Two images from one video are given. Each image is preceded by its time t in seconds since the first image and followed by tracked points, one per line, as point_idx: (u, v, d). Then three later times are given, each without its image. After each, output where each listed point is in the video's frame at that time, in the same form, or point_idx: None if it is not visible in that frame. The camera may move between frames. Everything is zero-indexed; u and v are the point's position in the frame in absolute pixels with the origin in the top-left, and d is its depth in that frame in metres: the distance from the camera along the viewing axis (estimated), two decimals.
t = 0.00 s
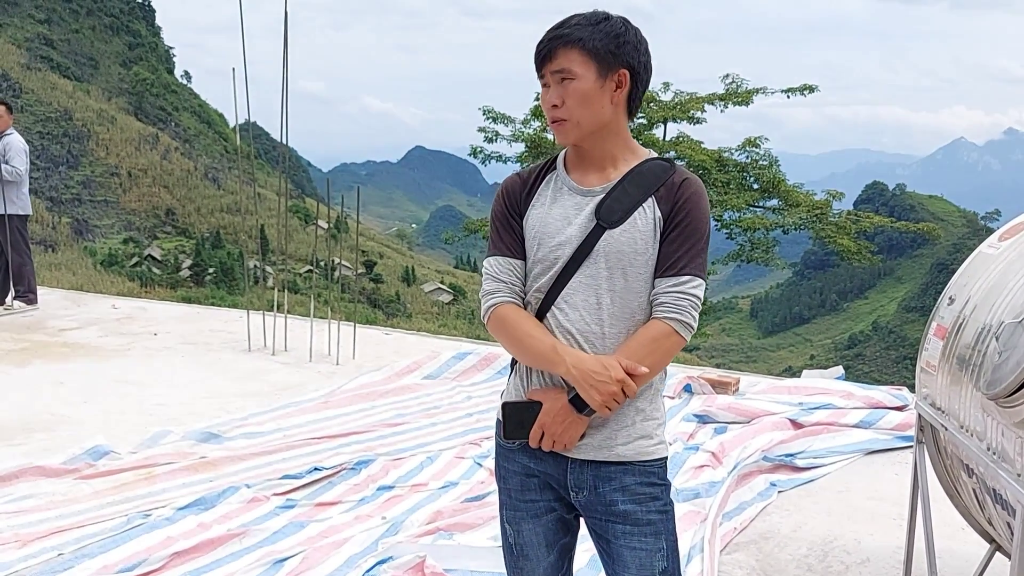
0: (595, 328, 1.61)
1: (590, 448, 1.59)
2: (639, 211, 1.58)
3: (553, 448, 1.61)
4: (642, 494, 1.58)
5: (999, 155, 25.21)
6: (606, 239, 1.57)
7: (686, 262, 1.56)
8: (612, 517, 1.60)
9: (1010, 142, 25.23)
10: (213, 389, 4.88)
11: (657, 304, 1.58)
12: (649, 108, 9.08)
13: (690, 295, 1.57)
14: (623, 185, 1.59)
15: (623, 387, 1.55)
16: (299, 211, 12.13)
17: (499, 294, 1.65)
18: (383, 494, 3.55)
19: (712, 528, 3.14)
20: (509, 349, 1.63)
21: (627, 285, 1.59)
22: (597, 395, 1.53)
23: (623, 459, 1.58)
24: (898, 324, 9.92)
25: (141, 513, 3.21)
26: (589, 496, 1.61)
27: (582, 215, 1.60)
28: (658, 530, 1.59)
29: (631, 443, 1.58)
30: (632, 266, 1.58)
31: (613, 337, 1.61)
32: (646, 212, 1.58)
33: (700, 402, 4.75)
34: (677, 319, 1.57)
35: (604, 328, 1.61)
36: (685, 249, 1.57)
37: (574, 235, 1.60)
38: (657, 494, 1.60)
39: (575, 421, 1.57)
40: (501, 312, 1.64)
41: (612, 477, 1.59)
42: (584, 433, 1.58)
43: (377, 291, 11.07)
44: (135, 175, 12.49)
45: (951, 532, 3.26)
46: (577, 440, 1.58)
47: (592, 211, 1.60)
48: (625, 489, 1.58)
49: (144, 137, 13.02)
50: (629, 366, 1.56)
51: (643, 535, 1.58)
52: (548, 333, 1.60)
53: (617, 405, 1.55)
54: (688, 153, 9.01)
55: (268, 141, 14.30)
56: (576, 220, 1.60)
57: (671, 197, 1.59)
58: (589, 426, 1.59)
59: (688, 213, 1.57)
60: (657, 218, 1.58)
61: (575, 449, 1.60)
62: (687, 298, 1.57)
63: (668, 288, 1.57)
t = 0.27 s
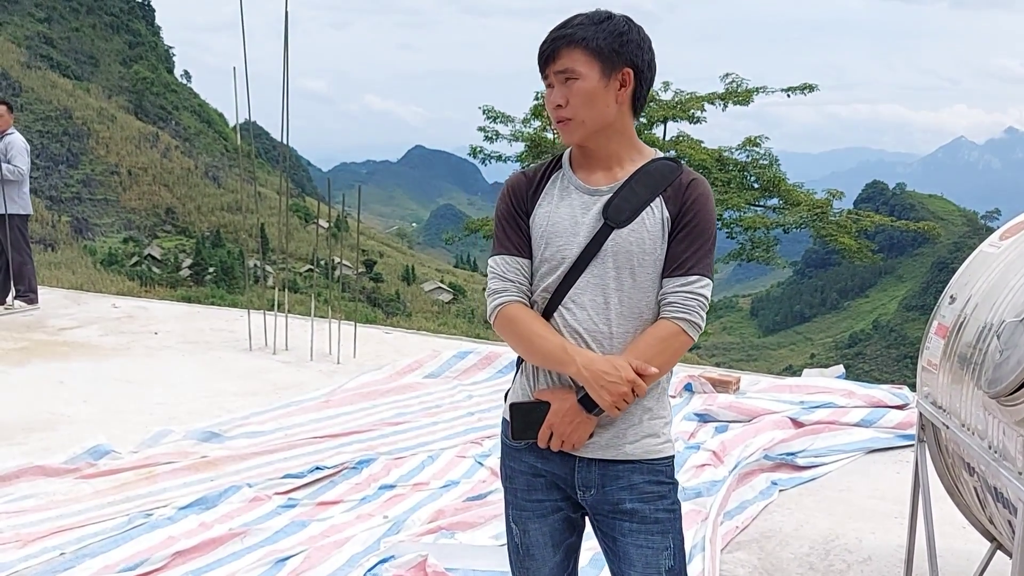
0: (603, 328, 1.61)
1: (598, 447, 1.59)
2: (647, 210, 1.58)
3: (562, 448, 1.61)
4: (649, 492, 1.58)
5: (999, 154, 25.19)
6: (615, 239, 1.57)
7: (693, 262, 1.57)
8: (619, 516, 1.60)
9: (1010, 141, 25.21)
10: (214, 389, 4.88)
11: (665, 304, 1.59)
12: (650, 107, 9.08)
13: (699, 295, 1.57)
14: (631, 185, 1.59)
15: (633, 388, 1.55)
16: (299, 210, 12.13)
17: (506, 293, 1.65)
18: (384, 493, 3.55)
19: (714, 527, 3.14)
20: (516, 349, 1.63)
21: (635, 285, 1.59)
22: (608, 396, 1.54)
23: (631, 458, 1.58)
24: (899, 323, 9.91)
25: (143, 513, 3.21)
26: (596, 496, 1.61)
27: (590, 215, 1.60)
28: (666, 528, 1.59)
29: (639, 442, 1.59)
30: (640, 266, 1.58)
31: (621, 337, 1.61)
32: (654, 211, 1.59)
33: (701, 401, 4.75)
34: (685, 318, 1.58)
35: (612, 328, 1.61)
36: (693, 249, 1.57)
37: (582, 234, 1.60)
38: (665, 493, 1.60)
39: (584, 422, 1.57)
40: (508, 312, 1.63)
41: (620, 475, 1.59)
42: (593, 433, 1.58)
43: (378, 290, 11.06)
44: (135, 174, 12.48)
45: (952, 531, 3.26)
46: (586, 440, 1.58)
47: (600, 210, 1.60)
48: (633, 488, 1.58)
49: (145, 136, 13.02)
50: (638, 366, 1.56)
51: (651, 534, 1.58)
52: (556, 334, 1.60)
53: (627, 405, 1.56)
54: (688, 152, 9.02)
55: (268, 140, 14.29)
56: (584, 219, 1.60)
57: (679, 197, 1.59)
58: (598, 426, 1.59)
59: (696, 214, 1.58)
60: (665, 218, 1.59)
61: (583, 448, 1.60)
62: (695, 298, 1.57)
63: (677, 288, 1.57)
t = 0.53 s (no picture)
0: (606, 327, 1.61)
1: (600, 446, 1.59)
2: (650, 210, 1.58)
3: (564, 447, 1.61)
4: (652, 491, 1.59)
5: (998, 155, 25.20)
6: (617, 238, 1.58)
7: (696, 261, 1.57)
8: (622, 515, 1.60)
9: (1009, 142, 25.22)
10: (214, 389, 4.88)
11: (667, 303, 1.59)
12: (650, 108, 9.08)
13: (701, 293, 1.57)
14: (634, 183, 1.59)
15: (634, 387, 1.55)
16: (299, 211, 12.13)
17: (509, 293, 1.65)
18: (384, 492, 3.55)
19: (714, 526, 3.14)
20: (518, 348, 1.63)
21: (638, 284, 1.59)
22: (609, 395, 1.54)
23: (633, 457, 1.58)
24: (898, 324, 9.91)
25: (143, 512, 3.21)
26: (599, 494, 1.61)
27: (593, 213, 1.60)
28: (669, 527, 1.59)
29: (641, 441, 1.59)
30: (643, 265, 1.58)
31: (623, 336, 1.62)
32: (657, 210, 1.59)
33: (701, 401, 4.75)
34: (687, 317, 1.58)
35: (614, 326, 1.61)
36: (694, 247, 1.57)
37: (585, 232, 1.60)
38: (668, 491, 1.60)
39: (586, 421, 1.57)
40: (512, 311, 1.64)
41: (623, 474, 1.59)
42: (595, 431, 1.59)
43: (377, 290, 11.06)
44: (135, 175, 12.48)
45: (951, 531, 3.26)
46: (588, 439, 1.59)
47: (602, 209, 1.60)
48: (635, 486, 1.58)
49: (144, 136, 13.03)
50: (641, 366, 1.56)
51: (653, 533, 1.58)
52: (558, 333, 1.60)
53: (628, 404, 1.56)
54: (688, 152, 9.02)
55: (268, 140, 14.29)
56: (586, 218, 1.61)
57: (681, 196, 1.59)
58: (600, 424, 1.59)
59: (699, 213, 1.58)
60: (667, 216, 1.59)
61: (585, 448, 1.60)
62: (698, 296, 1.57)
63: (679, 287, 1.58)
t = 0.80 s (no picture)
0: (600, 328, 1.61)
1: (593, 446, 1.60)
2: (645, 213, 1.59)
3: (557, 447, 1.61)
4: (646, 491, 1.59)
5: (998, 156, 25.22)
6: (612, 240, 1.58)
7: (690, 264, 1.57)
8: (616, 515, 1.60)
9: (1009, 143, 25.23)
10: (213, 390, 4.89)
11: (661, 306, 1.59)
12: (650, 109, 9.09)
13: (695, 296, 1.57)
14: (630, 186, 1.60)
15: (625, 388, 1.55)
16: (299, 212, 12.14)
17: (504, 292, 1.66)
18: (383, 494, 3.56)
19: (713, 527, 3.15)
20: (513, 347, 1.64)
21: (632, 286, 1.59)
22: (600, 395, 1.54)
23: (626, 458, 1.59)
24: (898, 325, 9.92)
25: (143, 514, 3.21)
26: (593, 495, 1.61)
27: (588, 215, 1.61)
28: (663, 527, 1.59)
29: (635, 441, 1.59)
30: (637, 267, 1.59)
31: (617, 338, 1.62)
32: (652, 213, 1.59)
33: (700, 402, 4.75)
34: (681, 320, 1.58)
35: (608, 328, 1.61)
36: (690, 250, 1.57)
37: (580, 233, 1.61)
38: (662, 492, 1.60)
39: (579, 421, 1.57)
40: (507, 310, 1.64)
41: (617, 475, 1.59)
42: (587, 432, 1.59)
43: (377, 292, 11.08)
44: (134, 177, 12.48)
45: (950, 532, 3.26)
46: (581, 440, 1.59)
47: (598, 211, 1.60)
48: (629, 487, 1.59)
49: (144, 138, 13.03)
50: (633, 367, 1.56)
51: (648, 533, 1.59)
52: (552, 333, 1.61)
53: (620, 405, 1.56)
54: (687, 154, 9.03)
55: (268, 142, 14.30)
56: (582, 219, 1.61)
57: (677, 199, 1.59)
58: (593, 425, 1.60)
59: (694, 216, 1.58)
60: (662, 219, 1.59)
61: (578, 448, 1.60)
62: (691, 299, 1.57)
63: (672, 289, 1.58)
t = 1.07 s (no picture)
0: (593, 329, 1.61)
1: (588, 447, 1.59)
2: (636, 214, 1.59)
3: (553, 449, 1.61)
4: (640, 492, 1.59)
5: (997, 158, 25.23)
6: (604, 241, 1.58)
7: (681, 264, 1.58)
8: (610, 516, 1.60)
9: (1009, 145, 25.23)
10: (212, 392, 4.88)
11: (655, 305, 1.59)
12: (649, 110, 9.10)
13: (687, 296, 1.58)
14: (621, 188, 1.60)
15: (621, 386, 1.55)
16: (298, 214, 12.13)
17: (494, 296, 1.65)
18: (381, 495, 3.55)
19: (712, 529, 3.14)
20: (505, 350, 1.62)
21: (625, 286, 1.59)
22: (596, 394, 1.54)
23: (620, 457, 1.58)
24: (897, 327, 9.92)
25: (140, 516, 3.21)
26: (587, 495, 1.61)
27: (580, 218, 1.61)
28: (657, 528, 1.59)
29: (629, 442, 1.59)
30: (629, 268, 1.59)
31: (610, 339, 1.61)
32: (643, 214, 1.59)
33: (699, 403, 4.74)
34: (674, 319, 1.58)
35: (601, 329, 1.61)
36: (680, 250, 1.58)
37: (573, 236, 1.60)
38: (656, 492, 1.60)
39: (575, 421, 1.57)
40: (498, 314, 1.63)
41: (611, 475, 1.59)
42: (582, 433, 1.59)
43: (376, 293, 11.08)
44: (134, 178, 12.47)
45: (949, 534, 3.26)
46: (576, 439, 1.59)
47: (589, 214, 1.60)
48: (623, 487, 1.59)
49: (144, 139, 13.03)
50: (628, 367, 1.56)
51: (642, 533, 1.58)
52: (545, 335, 1.60)
53: (616, 403, 1.56)
54: (687, 156, 9.02)
55: (267, 143, 14.30)
56: (573, 222, 1.61)
57: (667, 200, 1.60)
58: (588, 425, 1.59)
59: (683, 216, 1.58)
60: (653, 220, 1.59)
61: (573, 448, 1.60)
62: (684, 298, 1.57)
63: (665, 289, 1.58)
